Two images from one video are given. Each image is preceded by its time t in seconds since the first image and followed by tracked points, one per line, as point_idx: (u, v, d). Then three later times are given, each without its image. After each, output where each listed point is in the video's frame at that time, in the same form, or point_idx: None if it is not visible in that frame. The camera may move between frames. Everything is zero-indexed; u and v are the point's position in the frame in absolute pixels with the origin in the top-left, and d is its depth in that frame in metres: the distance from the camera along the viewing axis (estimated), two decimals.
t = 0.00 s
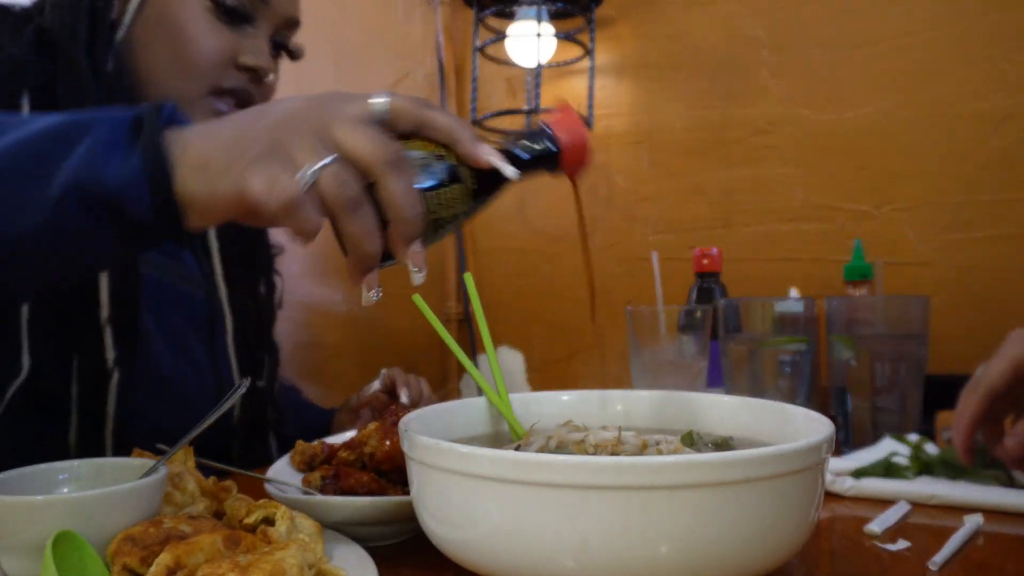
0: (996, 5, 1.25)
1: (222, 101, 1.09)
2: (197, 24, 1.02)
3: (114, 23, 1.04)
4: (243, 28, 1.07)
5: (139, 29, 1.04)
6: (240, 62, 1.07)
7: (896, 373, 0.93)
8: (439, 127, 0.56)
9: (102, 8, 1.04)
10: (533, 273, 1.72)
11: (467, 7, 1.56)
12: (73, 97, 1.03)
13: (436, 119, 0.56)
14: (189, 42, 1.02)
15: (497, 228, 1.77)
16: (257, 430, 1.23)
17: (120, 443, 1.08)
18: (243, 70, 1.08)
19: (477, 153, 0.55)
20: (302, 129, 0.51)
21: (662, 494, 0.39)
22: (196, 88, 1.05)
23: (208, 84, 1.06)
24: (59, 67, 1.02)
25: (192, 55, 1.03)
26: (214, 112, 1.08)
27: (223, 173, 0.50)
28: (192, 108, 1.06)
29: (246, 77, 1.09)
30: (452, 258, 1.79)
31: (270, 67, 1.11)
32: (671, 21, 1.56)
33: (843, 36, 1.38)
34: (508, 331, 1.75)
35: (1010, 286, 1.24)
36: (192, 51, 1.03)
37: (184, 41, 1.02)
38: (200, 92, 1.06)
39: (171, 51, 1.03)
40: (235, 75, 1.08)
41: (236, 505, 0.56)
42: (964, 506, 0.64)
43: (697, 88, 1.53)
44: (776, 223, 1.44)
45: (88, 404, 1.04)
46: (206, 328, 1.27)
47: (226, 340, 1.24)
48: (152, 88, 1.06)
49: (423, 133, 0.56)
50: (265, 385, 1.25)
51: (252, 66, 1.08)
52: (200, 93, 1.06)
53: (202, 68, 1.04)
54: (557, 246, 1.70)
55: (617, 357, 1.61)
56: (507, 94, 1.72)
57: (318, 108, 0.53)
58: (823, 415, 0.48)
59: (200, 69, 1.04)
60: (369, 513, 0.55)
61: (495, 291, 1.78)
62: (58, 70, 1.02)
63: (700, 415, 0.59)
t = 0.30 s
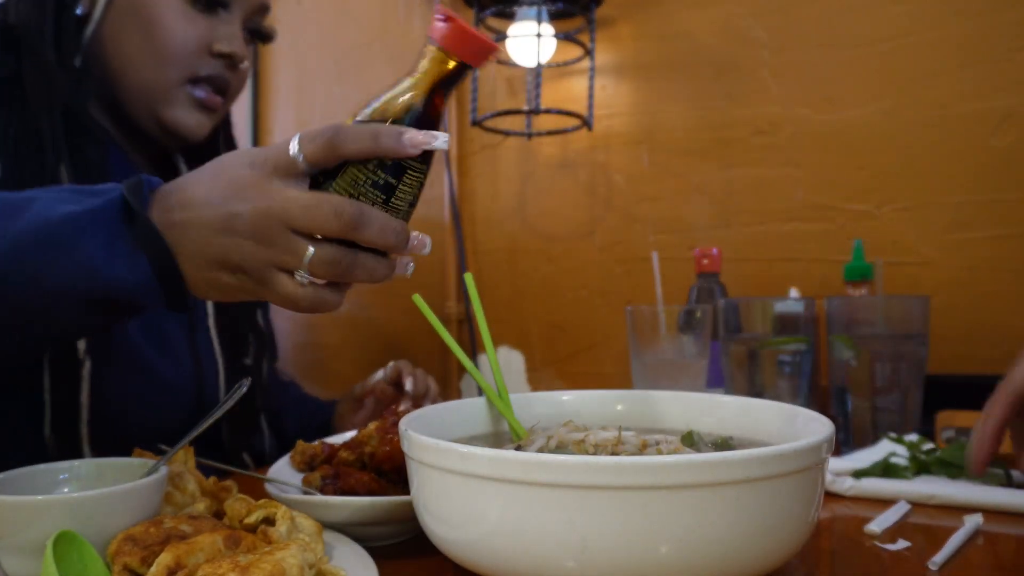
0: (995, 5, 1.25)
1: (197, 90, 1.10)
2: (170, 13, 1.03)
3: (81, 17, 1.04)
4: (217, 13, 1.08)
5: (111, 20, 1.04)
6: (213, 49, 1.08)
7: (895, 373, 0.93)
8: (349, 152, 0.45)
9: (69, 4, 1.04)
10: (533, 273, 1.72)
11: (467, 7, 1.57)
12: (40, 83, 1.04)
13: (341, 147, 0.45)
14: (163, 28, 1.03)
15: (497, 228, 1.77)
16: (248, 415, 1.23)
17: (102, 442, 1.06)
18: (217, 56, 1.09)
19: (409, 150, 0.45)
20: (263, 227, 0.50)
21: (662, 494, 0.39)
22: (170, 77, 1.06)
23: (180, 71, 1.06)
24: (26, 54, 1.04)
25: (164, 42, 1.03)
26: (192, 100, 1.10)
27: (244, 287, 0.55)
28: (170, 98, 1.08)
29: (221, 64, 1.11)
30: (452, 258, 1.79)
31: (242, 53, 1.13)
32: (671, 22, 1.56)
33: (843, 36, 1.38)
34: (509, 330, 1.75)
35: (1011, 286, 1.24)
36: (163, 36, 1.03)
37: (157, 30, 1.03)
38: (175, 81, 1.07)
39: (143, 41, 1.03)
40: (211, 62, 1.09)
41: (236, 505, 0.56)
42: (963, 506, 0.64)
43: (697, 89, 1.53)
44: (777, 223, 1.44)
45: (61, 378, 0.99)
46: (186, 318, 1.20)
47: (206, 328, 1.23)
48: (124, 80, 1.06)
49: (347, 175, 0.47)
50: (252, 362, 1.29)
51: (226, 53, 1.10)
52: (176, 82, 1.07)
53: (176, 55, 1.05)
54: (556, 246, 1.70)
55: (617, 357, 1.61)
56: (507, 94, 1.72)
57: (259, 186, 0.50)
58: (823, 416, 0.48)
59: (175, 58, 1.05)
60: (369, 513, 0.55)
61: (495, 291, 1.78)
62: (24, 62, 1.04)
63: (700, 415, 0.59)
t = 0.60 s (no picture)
0: (995, 5, 1.25)
1: (190, 83, 1.22)
2: (160, 12, 1.12)
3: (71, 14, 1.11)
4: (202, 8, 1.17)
5: (99, 19, 1.11)
6: (203, 45, 1.19)
7: (895, 373, 0.93)
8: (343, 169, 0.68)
9: (58, 4, 1.10)
10: (533, 273, 1.72)
11: (467, 7, 1.57)
12: (36, 84, 1.12)
13: (338, 169, 0.68)
14: (156, 27, 1.12)
15: (497, 228, 1.78)
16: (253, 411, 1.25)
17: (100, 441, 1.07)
18: (208, 50, 1.19)
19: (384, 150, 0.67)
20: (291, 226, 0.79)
21: (661, 494, 0.39)
22: (166, 74, 1.16)
23: (175, 67, 1.17)
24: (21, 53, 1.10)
25: (158, 40, 1.13)
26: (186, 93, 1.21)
27: (281, 270, 0.86)
28: (165, 91, 1.18)
29: (211, 57, 1.21)
30: (452, 258, 1.80)
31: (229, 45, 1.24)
32: (672, 22, 1.56)
33: (844, 36, 1.38)
34: (509, 330, 1.76)
35: (1011, 285, 1.24)
36: (159, 36, 1.13)
37: (150, 30, 1.11)
38: (170, 77, 1.17)
39: (138, 39, 1.12)
40: (201, 56, 1.20)
41: (236, 505, 0.56)
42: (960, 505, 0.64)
43: (698, 89, 1.53)
44: (777, 223, 1.44)
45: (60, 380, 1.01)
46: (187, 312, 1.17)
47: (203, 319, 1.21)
48: (116, 76, 1.15)
49: (342, 185, 0.72)
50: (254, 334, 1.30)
51: (215, 47, 1.20)
52: (171, 77, 1.18)
53: (169, 53, 1.15)
54: (556, 246, 1.70)
55: (617, 357, 1.61)
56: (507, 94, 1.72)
57: (276, 199, 0.77)
58: (823, 415, 0.48)
59: (168, 54, 1.15)
60: (370, 514, 0.55)
61: (494, 290, 1.78)
62: (20, 62, 1.11)
63: (700, 415, 0.59)
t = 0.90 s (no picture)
0: (995, 5, 1.25)
1: (190, 87, 1.28)
2: (163, 16, 1.19)
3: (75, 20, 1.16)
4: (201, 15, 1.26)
5: (102, 25, 1.18)
6: (204, 49, 1.26)
7: (895, 373, 0.93)
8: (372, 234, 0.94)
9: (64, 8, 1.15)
10: (532, 273, 1.73)
11: (466, 8, 1.57)
12: (44, 88, 1.13)
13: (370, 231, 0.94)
14: (158, 31, 1.19)
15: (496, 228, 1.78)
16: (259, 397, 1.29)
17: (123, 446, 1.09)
18: (208, 55, 1.27)
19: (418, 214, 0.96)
20: (334, 274, 1.04)
21: (660, 494, 0.39)
22: (168, 76, 1.22)
23: (177, 70, 1.23)
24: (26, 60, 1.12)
25: (161, 44, 1.20)
26: (185, 97, 1.27)
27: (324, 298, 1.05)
28: (166, 94, 1.24)
29: (210, 61, 1.29)
30: (452, 258, 1.80)
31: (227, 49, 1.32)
32: (672, 22, 1.56)
33: (844, 36, 1.38)
34: (509, 330, 1.76)
35: (1011, 286, 1.24)
36: (162, 39, 1.19)
37: (153, 34, 1.18)
38: (172, 80, 1.23)
39: (142, 42, 1.18)
40: (201, 60, 1.27)
41: (236, 505, 0.56)
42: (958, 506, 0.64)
43: (697, 89, 1.53)
44: (776, 223, 1.44)
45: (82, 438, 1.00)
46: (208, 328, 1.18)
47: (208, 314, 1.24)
48: (121, 80, 1.20)
49: (381, 257, 1.01)
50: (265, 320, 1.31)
51: (215, 51, 1.28)
52: (172, 80, 1.23)
53: (171, 56, 1.21)
54: (555, 246, 1.70)
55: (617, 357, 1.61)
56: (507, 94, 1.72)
57: (325, 255, 1.00)
58: (822, 415, 0.48)
59: (169, 57, 1.21)
60: (369, 513, 0.55)
61: (493, 290, 1.79)
62: (25, 66, 1.13)
63: (700, 414, 0.59)
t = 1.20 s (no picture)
0: (994, 5, 1.25)
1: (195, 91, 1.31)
2: (167, 22, 1.21)
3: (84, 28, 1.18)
4: (203, 18, 1.26)
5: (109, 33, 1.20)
6: (208, 51, 1.27)
7: (895, 373, 0.93)
8: (421, 274, 1.22)
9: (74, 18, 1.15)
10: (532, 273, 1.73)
11: (466, 8, 1.57)
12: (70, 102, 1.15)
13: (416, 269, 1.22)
14: (163, 37, 1.21)
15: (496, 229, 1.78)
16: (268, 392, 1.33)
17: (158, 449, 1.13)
18: (212, 57, 1.28)
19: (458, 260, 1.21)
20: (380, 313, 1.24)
21: (659, 495, 0.39)
22: (174, 82, 1.25)
23: (183, 76, 1.26)
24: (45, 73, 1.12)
25: (166, 52, 1.22)
26: (191, 100, 1.30)
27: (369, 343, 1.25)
28: (173, 100, 1.28)
29: (214, 62, 1.30)
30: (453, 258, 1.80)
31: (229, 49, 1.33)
32: (672, 22, 1.55)
33: (844, 36, 1.38)
34: (509, 330, 1.76)
35: (1011, 285, 1.24)
36: (167, 46, 1.21)
37: (158, 41, 1.21)
38: (179, 85, 1.27)
39: (148, 49, 1.21)
40: (206, 62, 1.28)
41: (236, 505, 0.56)
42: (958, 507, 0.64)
43: (697, 89, 1.53)
44: (776, 223, 1.44)
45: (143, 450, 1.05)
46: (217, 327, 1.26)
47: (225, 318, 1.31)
48: (131, 85, 1.24)
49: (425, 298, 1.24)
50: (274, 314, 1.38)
51: (219, 53, 1.29)
52: (178, 85, 1.26)
53: (177, 63, 1.24)
54: (555, 246, 1.70)
55: (617, 357, 1.61)
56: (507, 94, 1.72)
57: (377, 293, 1.22)
58: (822, 415, 0.48)
59: (175, 63, 1.23)
60: (368, 513, 0.55)
61: (493, 291, 1.79)
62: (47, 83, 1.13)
63: (700, 414, 0.59)
